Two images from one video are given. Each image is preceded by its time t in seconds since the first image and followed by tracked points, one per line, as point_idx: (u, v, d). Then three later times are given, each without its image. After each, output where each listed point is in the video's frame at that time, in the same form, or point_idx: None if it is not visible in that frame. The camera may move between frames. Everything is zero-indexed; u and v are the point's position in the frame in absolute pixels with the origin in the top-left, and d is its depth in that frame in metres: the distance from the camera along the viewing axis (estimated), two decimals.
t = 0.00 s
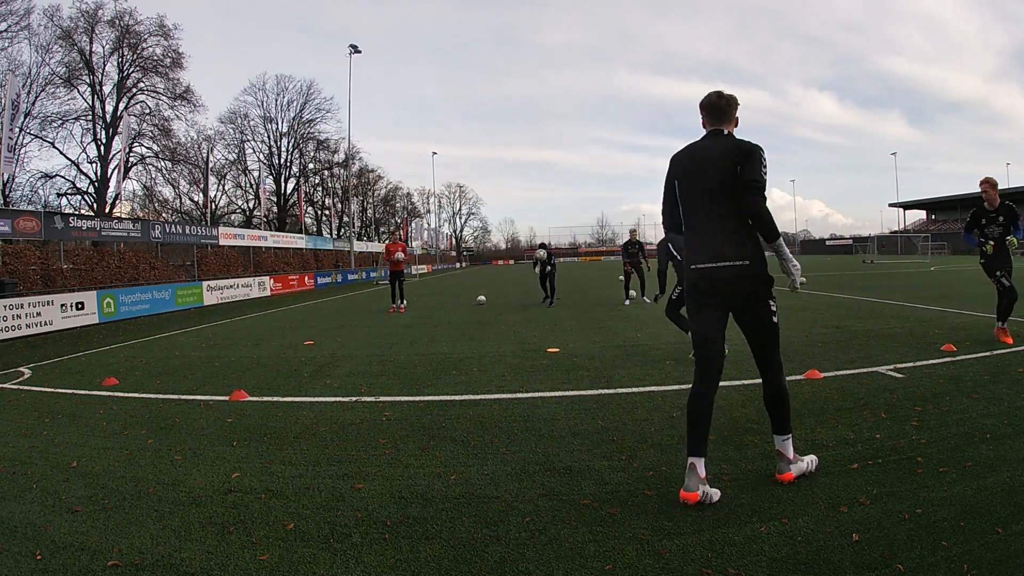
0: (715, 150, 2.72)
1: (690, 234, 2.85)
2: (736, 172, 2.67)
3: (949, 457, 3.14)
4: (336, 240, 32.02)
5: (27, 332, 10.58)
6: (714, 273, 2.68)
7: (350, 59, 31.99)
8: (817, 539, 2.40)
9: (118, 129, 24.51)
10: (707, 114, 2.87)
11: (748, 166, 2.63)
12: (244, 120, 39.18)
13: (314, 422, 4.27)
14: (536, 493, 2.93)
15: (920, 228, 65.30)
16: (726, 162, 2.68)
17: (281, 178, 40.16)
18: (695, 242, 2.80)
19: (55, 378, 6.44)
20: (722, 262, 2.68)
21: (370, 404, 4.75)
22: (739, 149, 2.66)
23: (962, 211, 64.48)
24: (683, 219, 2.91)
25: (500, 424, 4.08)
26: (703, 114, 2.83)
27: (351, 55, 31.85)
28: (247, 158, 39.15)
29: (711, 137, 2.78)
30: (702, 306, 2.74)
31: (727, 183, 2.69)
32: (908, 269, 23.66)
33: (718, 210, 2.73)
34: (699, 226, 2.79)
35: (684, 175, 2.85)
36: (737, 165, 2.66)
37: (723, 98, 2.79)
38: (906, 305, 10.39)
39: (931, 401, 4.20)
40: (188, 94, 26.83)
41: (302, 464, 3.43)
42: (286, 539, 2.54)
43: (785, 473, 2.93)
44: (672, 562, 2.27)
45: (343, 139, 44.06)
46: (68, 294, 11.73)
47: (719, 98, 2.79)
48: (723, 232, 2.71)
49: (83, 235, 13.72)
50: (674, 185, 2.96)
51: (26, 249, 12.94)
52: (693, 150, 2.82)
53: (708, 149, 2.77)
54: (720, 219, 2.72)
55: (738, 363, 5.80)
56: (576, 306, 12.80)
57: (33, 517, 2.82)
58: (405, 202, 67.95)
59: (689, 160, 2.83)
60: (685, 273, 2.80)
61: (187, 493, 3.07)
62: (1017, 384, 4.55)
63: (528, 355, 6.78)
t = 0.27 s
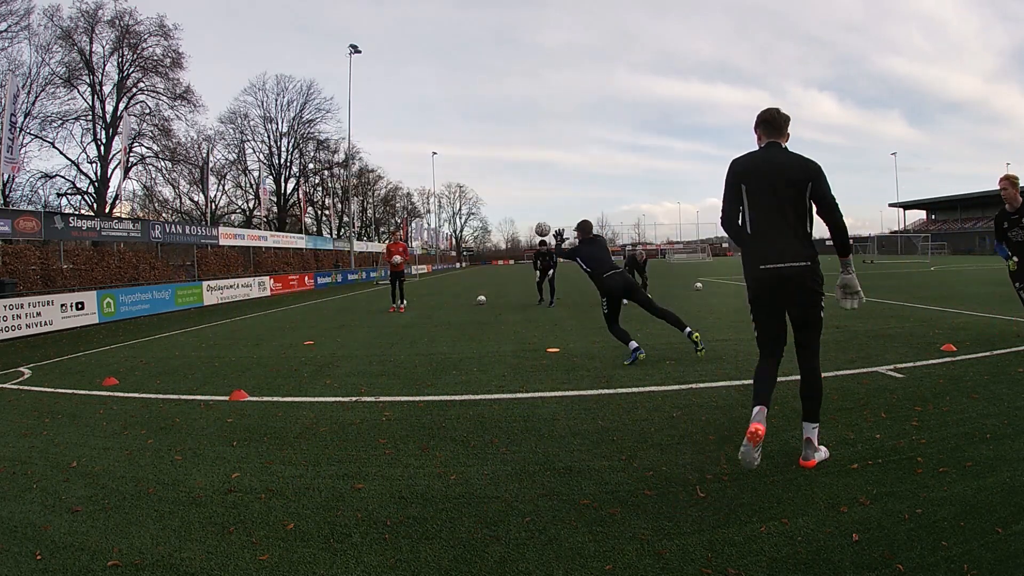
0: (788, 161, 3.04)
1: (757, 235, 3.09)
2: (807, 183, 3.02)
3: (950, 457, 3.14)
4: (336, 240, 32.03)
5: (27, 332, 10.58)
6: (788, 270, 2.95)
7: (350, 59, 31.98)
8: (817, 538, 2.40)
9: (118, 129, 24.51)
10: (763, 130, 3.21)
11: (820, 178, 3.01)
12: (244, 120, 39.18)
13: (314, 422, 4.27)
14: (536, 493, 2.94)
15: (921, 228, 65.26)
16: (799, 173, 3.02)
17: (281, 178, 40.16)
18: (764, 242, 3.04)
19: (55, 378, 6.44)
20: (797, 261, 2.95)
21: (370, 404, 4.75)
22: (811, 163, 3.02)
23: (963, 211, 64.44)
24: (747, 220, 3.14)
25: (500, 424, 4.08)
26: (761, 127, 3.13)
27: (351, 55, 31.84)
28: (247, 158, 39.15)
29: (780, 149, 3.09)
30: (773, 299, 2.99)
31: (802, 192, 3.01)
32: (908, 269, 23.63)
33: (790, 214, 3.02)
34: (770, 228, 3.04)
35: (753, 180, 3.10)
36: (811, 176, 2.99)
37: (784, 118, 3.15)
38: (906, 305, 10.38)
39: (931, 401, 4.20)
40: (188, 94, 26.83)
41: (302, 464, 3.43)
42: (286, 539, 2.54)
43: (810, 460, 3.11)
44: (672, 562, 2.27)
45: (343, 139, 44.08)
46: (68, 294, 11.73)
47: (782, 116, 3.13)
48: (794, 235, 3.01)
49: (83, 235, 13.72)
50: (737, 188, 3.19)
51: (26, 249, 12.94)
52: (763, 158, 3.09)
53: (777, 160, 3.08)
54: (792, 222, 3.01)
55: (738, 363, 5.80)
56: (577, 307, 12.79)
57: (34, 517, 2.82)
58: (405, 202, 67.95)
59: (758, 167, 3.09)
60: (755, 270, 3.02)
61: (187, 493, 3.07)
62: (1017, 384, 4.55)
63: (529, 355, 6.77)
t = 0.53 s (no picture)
0: (809, 172, 3.34)
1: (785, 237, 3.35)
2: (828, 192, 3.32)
3: (949, 457, 3.15)
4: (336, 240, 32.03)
5: (27, 332, 10.58)
6: (817, 269, 3.21)
7: (349, 59, 31.95)
8: (817, 539, 2.40)
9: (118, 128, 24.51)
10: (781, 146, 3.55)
11: (840, 189, 3.34)
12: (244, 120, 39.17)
13: (313, 422, 4.27)
14: (536, 493, 2.94)
15: (921, 228, 65.27)
16: (822, 181, 3.30)
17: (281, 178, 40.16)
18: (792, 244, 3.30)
19: (55, 378, 6.43)
20: (823, 260, 3.21)
21: (370, 404, 4.75)
22: (832, 173, 3.32)
23: (963, 211, 64.43)
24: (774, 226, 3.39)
25: (500, 424, 4.08)
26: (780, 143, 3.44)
27: (351, 55, 31.81)
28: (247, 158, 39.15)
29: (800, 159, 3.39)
30: (803, 297, 3.25)
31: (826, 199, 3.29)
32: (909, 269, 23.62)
33: (816, 218, 3.28)
34: (795, 232, 3.30)
35: (782, 188, 3.36)
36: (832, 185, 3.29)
37: (798, 136, 3.51)
38: (907, 305, 10.38)
39: (931, 401, 4.20)
40: (188, 94, 26.83)
41: (301, 464, 3.43)
42: (286, 539, 2.54)
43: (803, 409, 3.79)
44: (672, 562, 2.27)
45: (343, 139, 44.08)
46: (68, 294, 11.73)
47: (796, 135, 3.50)
48: (820, 238, 3.26)
49: (82, 235, 13.72)
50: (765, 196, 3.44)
51: (26, 249, 12.93)
52: (786, 168, 3.38)
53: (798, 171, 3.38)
54: (819, 227, 3.27)
55: (737, 363, 5.80)
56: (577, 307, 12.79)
57: (34, 517, 2.82)
58: (405, 202, 67.94)
59: (783, 176, 3.38)
60: (784, 270, 3.27)
61: (187, 493, 3.07)
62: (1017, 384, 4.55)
63: (529, 355, 6.77)
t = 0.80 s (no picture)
0: (813, 178, 3.97)
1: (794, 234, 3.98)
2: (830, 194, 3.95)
3: (950, 457, 3.14)
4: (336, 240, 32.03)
5: (27, 332, 10.58)
6: (821, 261, 3.88)
7: (349, 59, 31.93)
8: (817, 539, 2.40)
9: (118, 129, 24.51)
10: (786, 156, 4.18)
11: (839, 190, 3.96)
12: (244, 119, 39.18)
13: (313, 422, 4.27)
14: (536, 493, 2.94)
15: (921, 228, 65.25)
16: (825, 185, 3.93)
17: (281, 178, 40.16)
18: (801, 240, 3.95)
19: (55, 378, 6.43)
20: (826, 253, 3.87)
21: (370, 404, 4.75)
22: (832, 178, 3.95)
23: (963, 211, 64.38)
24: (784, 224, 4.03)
25: (500, 424, 4.07)
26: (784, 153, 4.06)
27: (351, 55, 31.79)
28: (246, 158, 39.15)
29: (804, 168, 4.01)
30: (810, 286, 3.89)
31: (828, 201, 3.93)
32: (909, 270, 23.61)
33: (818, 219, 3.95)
34: (803, 229, 3.94)
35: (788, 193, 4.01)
36: (834, 188, 3.91)
37: (801, 148, 4.15)
38: (907, 305, 10.37)
39: (931, 401, 4.20)
40: (188, 94, 26.84)
41: (302, 464, 3.43)
42: (286, 539, 2.54)
43: (813, 416, 3.86)
44: (672, 562, 2.27)
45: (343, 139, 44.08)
46: (68, 294, 11.73)
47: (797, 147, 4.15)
48: (823, 234, 3.92)
49: (82, 235, 13.72)
50: (774, 199, 4.09)
51: (26, 249, 12.93)
52: (793, 175, 4.01)
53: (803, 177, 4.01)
54: (822, 225, 3.91)
55: (737, 364, 5.80)
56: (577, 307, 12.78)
57: (33, 517, 2.82)
58: (405, 202, 67.92)
59: (791, 182, 4.01)
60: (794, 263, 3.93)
61: (187, 493, 3.07)
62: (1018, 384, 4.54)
63: (529, 355, 6.77)
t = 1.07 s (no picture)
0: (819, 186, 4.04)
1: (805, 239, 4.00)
2: (835, 202, 4.05)
3: (949, 457, 3.15)
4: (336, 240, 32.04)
5: (27, 332, 10.58)
6: (831, 266, 3.94)
7: (349, 59, 31.92)
8: (817, 538, 2.40)
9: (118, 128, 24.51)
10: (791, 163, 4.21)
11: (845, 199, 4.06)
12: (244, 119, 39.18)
13: (313, 422, 4.27)
14: (536, 493, 2.93)
15: (921, 229, 65.25)
16: (832, 194, 4.02)
17: (281, 178, 40.18)
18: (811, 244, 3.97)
19: (55, 378, 6.43)
20: (834, 259, 3.95)
21: (370, 404, 4.75)
22: (838, 186, 4.05)
23: (963, 211, 64.37)
24: (794, 228, 4.04)
25: (500, 424, 4.08)
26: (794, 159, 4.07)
27: (351, 55, 31.79)
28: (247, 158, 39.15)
29: (813, 175, 4.08)
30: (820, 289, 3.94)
31: (835, 208, 4.02)
32: (909, 270, 23.65)
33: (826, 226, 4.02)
34: (813, 235, 3.97)
35: (800, 199, 4.04)
36: (841, 196, 4.01)
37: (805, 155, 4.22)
38: (907, 306, 10.37)
39: (932, 401, 4.20)
40: (188, 94, 26.84)
41: (302, 464, 3.43)
42: (286, 539, 2.54)
43: (814, 410, 3.94)
44: (672, 562, 2.27)
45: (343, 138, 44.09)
46: (68, 294, 11.73)
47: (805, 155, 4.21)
48: (831, 242, 4.00)
49: (83, 235, 13.72)
50: (785, 205, 4.10)
51: (26, 249, 12.94)
52: (805, 181, 4.04)
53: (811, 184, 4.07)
54: (829, 231, 3.99)
55: (737, 363, 5.80)
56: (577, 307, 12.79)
57: (33, 517, 2.82)
58: (405, 202, 67.95)
59: (802, 187, 4.04)
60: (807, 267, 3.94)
61: (187, 493, 3.07)
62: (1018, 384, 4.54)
63: (529, 355, 6.78)
